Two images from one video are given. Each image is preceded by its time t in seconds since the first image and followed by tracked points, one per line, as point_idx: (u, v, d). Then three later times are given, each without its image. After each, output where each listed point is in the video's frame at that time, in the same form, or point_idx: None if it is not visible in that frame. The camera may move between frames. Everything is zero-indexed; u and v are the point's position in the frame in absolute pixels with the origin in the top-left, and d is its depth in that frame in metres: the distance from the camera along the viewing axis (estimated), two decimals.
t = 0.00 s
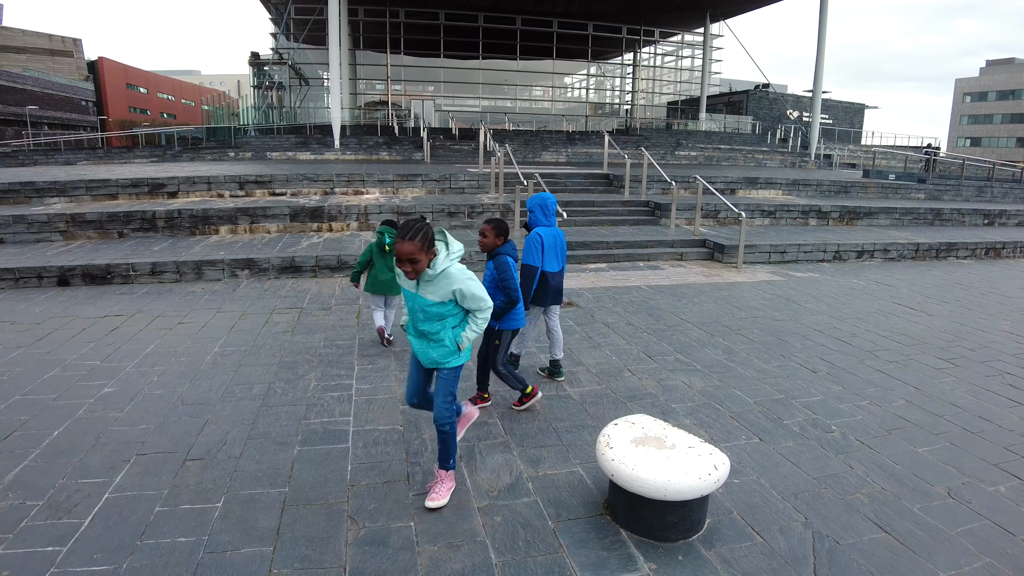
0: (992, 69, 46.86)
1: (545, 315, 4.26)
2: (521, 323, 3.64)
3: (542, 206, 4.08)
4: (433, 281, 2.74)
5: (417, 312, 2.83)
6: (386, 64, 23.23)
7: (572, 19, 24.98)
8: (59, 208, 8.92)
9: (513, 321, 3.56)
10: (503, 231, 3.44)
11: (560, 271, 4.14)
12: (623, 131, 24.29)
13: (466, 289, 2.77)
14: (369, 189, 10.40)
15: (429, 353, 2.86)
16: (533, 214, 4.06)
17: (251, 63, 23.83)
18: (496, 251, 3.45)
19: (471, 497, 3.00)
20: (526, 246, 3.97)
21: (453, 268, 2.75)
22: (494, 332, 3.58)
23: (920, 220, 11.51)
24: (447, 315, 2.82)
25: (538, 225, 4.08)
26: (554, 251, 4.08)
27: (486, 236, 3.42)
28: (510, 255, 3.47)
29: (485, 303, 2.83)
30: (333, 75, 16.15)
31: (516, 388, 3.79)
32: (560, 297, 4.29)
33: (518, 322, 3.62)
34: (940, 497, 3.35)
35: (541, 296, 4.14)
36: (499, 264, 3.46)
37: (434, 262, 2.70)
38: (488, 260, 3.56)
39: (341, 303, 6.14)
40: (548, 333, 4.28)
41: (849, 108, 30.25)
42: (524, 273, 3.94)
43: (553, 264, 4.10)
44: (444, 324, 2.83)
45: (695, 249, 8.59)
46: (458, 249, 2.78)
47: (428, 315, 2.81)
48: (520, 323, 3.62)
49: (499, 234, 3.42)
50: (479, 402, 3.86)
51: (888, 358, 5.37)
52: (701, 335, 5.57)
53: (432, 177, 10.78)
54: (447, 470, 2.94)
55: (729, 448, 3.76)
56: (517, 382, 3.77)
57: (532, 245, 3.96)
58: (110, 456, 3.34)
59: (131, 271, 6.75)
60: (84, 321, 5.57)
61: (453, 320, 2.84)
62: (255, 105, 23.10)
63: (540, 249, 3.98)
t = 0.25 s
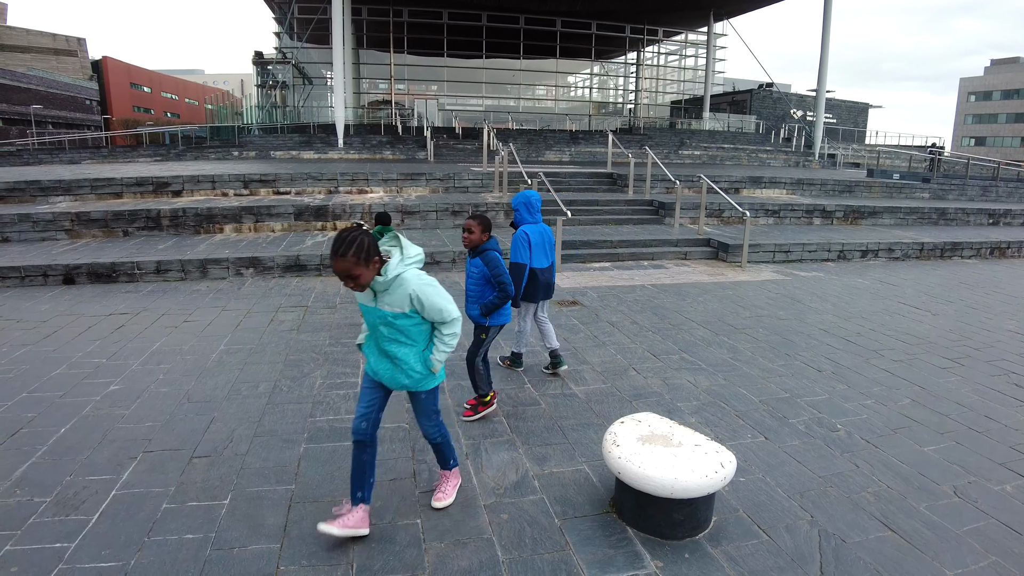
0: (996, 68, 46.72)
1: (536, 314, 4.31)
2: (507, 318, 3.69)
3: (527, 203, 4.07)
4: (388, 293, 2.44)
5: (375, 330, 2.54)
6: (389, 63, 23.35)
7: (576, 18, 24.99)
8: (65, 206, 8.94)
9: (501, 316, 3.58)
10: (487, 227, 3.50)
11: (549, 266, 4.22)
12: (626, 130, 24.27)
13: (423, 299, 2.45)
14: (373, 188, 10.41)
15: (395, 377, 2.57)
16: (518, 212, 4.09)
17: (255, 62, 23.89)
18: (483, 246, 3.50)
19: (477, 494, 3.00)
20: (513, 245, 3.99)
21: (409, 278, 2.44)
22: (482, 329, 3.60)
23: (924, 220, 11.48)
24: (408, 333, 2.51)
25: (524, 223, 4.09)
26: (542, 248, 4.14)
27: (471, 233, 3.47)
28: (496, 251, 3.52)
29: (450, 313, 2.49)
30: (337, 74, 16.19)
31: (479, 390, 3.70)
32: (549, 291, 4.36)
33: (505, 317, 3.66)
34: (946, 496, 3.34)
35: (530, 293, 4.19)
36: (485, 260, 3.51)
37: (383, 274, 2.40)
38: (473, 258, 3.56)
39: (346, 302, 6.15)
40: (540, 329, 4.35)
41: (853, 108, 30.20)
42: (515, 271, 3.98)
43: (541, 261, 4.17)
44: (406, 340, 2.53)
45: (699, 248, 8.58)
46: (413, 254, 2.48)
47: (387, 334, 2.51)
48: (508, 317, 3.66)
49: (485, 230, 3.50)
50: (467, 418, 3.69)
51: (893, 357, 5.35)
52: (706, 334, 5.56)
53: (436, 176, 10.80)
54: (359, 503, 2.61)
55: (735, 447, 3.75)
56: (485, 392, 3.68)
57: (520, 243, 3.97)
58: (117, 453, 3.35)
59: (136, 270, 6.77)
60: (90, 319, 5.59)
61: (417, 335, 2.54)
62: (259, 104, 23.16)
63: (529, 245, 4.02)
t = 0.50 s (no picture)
0: (1005, 67, 46.42)
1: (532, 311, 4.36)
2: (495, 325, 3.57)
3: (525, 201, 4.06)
4: (346, 288, 2.19)
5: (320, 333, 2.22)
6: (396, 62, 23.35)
7: (582, 17, 24.96)
8: (74, 205, 8.99)
9: (492, 324, 3.46)
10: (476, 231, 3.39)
11: (548, 263, 4.26)
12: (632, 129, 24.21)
13: (386, 299, 2.22)
14: (380, 186, 10.43)
15: (336, 390, 2.23)
16: (518, 209, 4.14)
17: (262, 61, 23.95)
18: (473, 251, 3.37)
19: (487, 492, 3.00)
20: (512, 243, 4.02)
21: (372, 273, 2.23)
22: (473, 338, 3.43)
23: (933, 219, 11.42)
24: (362, 336, 2.25)
25: (522, 220, 4.09)
26: (541, 246, 4.18)
27: (462, 237, 3.33)
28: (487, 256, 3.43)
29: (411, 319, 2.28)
30: (344, 73, 16.21)
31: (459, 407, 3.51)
32: (548, 288, 4.41)
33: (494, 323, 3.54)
34: (957, 496, 3.32)
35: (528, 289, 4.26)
36: (477, 265, 3.38)
37: (345, 264, 2.17)
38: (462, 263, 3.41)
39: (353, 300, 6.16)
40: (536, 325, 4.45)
41: (860, 107, 30.06)
42: (513, 268, 4.03)
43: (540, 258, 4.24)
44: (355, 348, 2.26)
45: (707, 247, 8.55)
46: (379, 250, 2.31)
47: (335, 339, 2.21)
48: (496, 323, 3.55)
49: (475, 234, 3.37)
50: (440, 433, 3.44)
51: (902, 357, 5.32)
52: (714, 333, 5.55)
53: (442, 175, 10.80)
54: (362, 518, 2.52)
55: (745, 446, 3.74)
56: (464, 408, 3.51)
57: (519, 240, 4.02)
58: (128, 450, 3.36)
59: (145, 268, 6.80)
60: (99, 317, 5.62)
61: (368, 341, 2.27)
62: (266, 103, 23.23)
63: (527, 243, 4.07)
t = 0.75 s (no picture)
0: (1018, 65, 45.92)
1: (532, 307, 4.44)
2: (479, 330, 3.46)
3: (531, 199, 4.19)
4: (294, 331, 1.96)
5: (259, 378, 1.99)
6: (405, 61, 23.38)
7: (592, 15, 24.91)
8: (86, 203, 9.06)
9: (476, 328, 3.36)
10: (468, 231, 3.28)
11: (552, 261, 4.35)
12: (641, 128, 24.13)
13: (337, 346, 2.02)
14: (390, 185, 10.45)
15: (271, 444, 2.03)
16: (526, 207, 4.25)
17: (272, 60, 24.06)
18: (464, 250, 3.28)
19: (499, 491, 3.00)
20: (516, 239, 4.15)
21: (325, 318, 2.01)
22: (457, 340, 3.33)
23: (945, 219, 11.31)
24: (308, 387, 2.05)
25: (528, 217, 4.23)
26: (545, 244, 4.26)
27: (454, 236, 3.22)
28: (477, 257, 3.32)
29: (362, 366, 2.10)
30: (353, 72, 16.27)
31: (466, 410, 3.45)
32: (553, 285, 4.49)
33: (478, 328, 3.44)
34: (971, 499, 3.29)
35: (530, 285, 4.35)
36: (467, 267, 3.27)
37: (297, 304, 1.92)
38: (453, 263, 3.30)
39: (364, 298, 6.17)
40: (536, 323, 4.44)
41: (872, 105, 29.81)
42: (515, 264, 4.18)
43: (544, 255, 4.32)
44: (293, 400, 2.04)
45: (717, 247, 8.51)
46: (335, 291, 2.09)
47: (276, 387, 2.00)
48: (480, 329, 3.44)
49: (467, 233, 3.29)
50: (451, 437, 3.40)
51: (914, 358, 5.28)
52: (725, 333, 5.52)
53: (452, 174, 10.81)
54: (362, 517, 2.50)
55: (756, 447, 3.72)
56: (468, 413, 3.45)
57: (522, 237, 4.14)
58: (141, 447, 3.39)
59: (156, 266, 6.85)
60: (112, 314, 5.66)
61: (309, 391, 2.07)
62: (275, 102, 23.33)
63: (531, 241, 4.19)
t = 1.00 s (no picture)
0: None
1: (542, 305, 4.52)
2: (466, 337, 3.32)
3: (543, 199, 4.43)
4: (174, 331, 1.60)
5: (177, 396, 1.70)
6: (416, 60, 23.41)
7: (602, 14, 24.87)
8: (100, 202, 9.13)
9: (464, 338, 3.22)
10: (451, 237, 3.11)
11: (560, 259, 4.48)
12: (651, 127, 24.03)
13: (224, 347, 1.56)
14: (401, 184, 10.47)
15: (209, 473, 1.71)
16: (536, 207, 4.46)
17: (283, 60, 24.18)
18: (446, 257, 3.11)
19: (512, 492, 2.99)
20: (524, 236, 4.35)
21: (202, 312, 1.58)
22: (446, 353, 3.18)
23: (960, 220, 11.19)
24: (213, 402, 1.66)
25: (538, 216, 4.44)
26: (552, 241, 4.40)
27: (436, 243, 3.04)
28: (460, 264, 3.16)
29: (271, 366, 1.58)
30: (364, 71, 16.31)
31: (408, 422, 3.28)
32: (561, 284, 4.60)
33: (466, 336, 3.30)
34: (988, 503, 3.25)
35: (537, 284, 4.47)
36: (451, 274, 3.10)
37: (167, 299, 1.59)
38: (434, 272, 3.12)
39: (376, 297, 6.18)
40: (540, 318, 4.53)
41: (884, 104, 29.52)
42: (523, 259, 4.38)
43: (550, 254, 4.43)
44: (215, 415, 1.68)
45: (729, 247, 8.45)
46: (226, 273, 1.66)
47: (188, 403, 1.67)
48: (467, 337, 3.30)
49: (449, 239, 3.11)
50: (391, 447, 3.25)
51: (929, 360, 5.21)
52: (738, 334, 5.48)
53: (463, 173, 10.81)
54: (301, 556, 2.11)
55: (770, 449, 3.69)
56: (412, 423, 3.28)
57: (530, 233, 4.34)
58: (154, 445, 3.40)
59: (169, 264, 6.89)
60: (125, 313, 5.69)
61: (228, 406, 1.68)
62: (286, 101, 23.45)
63: (539, 238, 4.37)
